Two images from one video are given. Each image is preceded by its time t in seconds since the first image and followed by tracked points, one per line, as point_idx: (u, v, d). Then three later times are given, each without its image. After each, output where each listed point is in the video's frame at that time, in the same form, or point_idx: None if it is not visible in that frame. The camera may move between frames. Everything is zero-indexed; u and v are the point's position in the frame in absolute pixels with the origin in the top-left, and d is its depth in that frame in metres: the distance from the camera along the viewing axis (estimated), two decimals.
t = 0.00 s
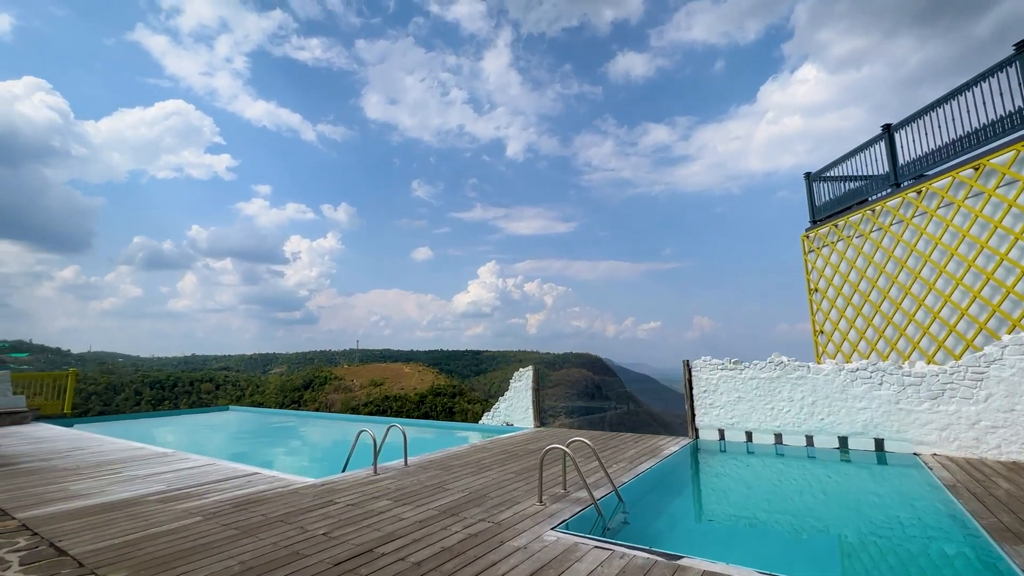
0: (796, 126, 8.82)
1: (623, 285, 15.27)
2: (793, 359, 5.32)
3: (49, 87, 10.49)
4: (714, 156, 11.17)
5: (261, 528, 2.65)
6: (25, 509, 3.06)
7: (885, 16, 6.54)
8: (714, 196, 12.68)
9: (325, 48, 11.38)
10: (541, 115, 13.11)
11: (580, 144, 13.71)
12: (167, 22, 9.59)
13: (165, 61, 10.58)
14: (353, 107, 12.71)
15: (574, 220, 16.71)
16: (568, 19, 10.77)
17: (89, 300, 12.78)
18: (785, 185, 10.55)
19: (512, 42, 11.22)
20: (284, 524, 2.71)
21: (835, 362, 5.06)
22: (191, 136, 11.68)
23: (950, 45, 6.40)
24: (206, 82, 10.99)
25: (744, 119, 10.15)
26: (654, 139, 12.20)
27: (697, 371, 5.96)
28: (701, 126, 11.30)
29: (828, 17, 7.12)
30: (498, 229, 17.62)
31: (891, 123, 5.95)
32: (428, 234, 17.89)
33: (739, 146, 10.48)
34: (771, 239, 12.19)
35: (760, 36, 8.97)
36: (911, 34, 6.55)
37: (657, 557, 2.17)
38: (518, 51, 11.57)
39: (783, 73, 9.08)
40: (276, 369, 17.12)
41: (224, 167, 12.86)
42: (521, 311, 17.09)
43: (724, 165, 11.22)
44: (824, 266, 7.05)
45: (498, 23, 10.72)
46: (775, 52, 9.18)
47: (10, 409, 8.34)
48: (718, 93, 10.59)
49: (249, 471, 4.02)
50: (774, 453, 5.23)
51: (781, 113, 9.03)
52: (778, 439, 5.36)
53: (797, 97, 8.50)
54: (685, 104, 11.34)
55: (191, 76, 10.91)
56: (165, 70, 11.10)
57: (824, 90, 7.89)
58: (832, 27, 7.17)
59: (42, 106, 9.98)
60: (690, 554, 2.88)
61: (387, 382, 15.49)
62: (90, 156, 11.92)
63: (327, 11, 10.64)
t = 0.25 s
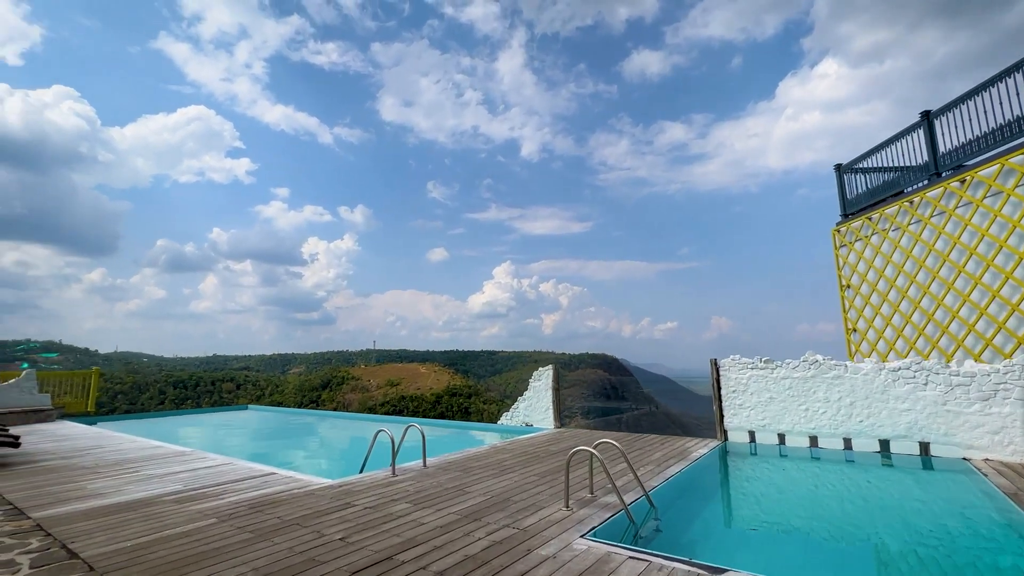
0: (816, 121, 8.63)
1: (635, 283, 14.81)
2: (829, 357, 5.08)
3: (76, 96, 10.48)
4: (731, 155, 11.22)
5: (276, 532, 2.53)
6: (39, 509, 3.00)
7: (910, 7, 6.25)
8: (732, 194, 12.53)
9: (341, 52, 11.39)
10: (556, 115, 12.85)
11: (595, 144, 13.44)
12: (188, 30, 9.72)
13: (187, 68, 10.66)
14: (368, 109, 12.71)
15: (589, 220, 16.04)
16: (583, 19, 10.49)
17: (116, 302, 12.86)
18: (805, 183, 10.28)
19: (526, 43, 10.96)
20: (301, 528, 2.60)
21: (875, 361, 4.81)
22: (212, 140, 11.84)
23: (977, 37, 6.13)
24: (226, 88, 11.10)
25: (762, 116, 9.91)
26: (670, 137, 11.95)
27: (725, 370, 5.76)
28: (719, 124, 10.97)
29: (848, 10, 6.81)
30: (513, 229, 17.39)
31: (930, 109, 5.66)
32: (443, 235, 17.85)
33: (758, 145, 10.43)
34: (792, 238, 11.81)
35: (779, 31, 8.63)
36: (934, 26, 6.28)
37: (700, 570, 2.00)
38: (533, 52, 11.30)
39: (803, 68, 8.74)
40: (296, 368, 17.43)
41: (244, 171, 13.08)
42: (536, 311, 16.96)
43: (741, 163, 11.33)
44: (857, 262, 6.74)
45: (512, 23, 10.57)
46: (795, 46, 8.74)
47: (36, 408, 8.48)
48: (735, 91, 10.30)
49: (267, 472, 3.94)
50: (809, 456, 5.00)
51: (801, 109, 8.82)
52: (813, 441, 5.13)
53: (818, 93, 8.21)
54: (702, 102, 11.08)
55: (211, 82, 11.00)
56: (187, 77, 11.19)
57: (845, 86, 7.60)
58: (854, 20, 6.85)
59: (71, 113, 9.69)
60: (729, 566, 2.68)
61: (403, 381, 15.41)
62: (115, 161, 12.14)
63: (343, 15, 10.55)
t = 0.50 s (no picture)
0: (837, 117, 8.08)
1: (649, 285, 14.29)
2: (867, 357, 4.86)
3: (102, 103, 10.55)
4: (750, 151, 10.91)
5: (294, 537, 2.44)
6: (58, 509, 2.96)
7: None
8: (750, 192, 12.27)
9: (357, 56, 11.34)
10: (570, 114, 12.65)
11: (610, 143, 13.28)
12: (208, 36, 9.78)
13: (207, 74, 10.80)
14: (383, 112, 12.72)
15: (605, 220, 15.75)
16: (596, 17, 10.22)
17: (141, 303, 13.09)
18: (826, 179, 9.90)
19: (540, 42, 10.86)
20: (318, 532, 2.50)
21: (916, 361, 4.58)
22: (232, 144, 12.26)
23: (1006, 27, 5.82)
24: (245, 93, 11.22)
25: (781, 111, 9.48)
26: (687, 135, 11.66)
27: (754, 371, 5.57)
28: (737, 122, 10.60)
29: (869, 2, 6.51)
30: (528, 230, 17.28)
31: (972, 96, 5.32)
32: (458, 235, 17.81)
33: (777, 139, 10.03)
34: (817, 236, 11.42)
35: (798, 24, 8.12)
36: (961, 15, 5.94)
37: None
38: (547, 51, 11.13)
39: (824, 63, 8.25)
40: (313, 367, 17.52)
41: (263, 174, 13.35)
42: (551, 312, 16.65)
43: (760, 160, 11.06)
44: (892, 257, 6.44)
45: (526, 23, 10.49)
46: (815, 40, 8.23)
47: (62, 405, 8.62)
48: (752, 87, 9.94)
49: (285, 473, 3.88)
50: (846, 461, 4.78)
51: (821, 105, 8.30)
52: (849, 445, 4.92)
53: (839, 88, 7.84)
54: (717, 100, 10.80)
55: (231, 88, 11.13)
56: (207, 83, 11.23)
57: (867, 80, 7.28)
58: (875, 12, 6.53)
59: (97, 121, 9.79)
60: None
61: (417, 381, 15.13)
62: (139, 165, 12.39)
63: (359, 19, 10.51)
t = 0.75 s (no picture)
0: (864, 110, 7.64)
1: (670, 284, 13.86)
2: (917, 357, 4.60)
3: (132, 110, 10.75)
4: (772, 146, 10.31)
5: (316, 545, 2.33)
6: (81, 511, 2.92)
7: None
8: (773, 188, 11.71)
9: (375, 58, 11.23)
10: (587, 113, 12.39)
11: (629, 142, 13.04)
12: (233, 44, 9.82)
13: (231, 80, 10.95)
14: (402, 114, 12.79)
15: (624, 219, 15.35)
16: (614, 14, 9.98)
17: (169, 303, 13.39)
18: (852, 175, 9.40)
19: (558, 41, 10.62)
20: (341, 540, 2.39)
21: (973, 362, 4.30)
22: (256, 149, 12.43)
23: None
24: (268, 98, 11.40)
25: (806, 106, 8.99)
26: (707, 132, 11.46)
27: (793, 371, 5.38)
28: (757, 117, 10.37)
29: None
30: (546, 229, 17.10)
31: None
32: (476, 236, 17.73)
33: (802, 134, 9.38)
34: (839, 233, 10.86)
35: (823, 15, 7.70)
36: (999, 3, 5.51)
37: None
38: (564, 50, 10.86)
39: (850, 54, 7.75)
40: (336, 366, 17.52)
41: (286, 176, 13.73)
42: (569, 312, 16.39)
43: (783, 156, 10.33)
44: (937, 251, 6.05)
45: (543, 22, 10.19)
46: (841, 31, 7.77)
47: (91, 404, 8.77)
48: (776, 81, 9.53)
49: (307, 475, 3.80)
50: (895, 468, 4.52)
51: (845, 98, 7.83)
52: (898, 451, 4.66)
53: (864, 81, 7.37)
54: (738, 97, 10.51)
55: (255, 93, 11.29)
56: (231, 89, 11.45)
57: (894, 72, 6.86)
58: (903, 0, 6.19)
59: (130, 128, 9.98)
60: None
61: (438, 381, 15.09)
62: (167, 171, 12.71)
63: (378, 22, 10.49)
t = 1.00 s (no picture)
0: (888, 103, 7.37)
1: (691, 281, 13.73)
2: (966, 356, 4.39)
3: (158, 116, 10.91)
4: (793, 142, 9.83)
5: (338, 550, 2.24)
6: (102, 511, 2.88)
7: None
8: (794, 185, 11.18)
9: (392, 61, 11.29)
10: (604, 111, 12.12)
11: (646, 140, 12.73)
12: (254, 49, 9.95)
13: (252, 85, 11.03)
14: (418, 116, 12.79)
15: (642, 217, 15.04)
16: (630, 11, 9.90)
17: (193, 304, 13.59)
18: (877, 169, 9.07)
19: (573, 40, 10.52)
20: (363, 545, 2.30)
21: None
22: (276, 152, 12.49)
23: None
24: (287, 102, 11.48)
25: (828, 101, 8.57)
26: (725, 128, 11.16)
27: (830, 371, 5.16)
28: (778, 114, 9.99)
29: None
30: (562, 229, 16.80)
31: None
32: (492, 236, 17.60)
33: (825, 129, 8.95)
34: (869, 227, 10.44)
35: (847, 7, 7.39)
36: None
37: None
38: (579, 48, 10.72)
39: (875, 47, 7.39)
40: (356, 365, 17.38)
41: (305, 180, 13.74)
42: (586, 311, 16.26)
43: (806, 151, 9.85)
44: (981, 244, 5.73)
45: (558, 21, 10.16)
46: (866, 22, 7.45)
47: (117, 403, 8.91)
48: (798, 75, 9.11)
49: (328, 475, 3.73)
50: (943, 473, 4.31)
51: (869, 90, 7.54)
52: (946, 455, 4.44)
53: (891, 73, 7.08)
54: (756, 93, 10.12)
55: (274, 97, 11.39)
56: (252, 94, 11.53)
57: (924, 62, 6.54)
58: None
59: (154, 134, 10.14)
60: None
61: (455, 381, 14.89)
62: (191, 176, 12.87)
63: (394, 25, 10.54)
